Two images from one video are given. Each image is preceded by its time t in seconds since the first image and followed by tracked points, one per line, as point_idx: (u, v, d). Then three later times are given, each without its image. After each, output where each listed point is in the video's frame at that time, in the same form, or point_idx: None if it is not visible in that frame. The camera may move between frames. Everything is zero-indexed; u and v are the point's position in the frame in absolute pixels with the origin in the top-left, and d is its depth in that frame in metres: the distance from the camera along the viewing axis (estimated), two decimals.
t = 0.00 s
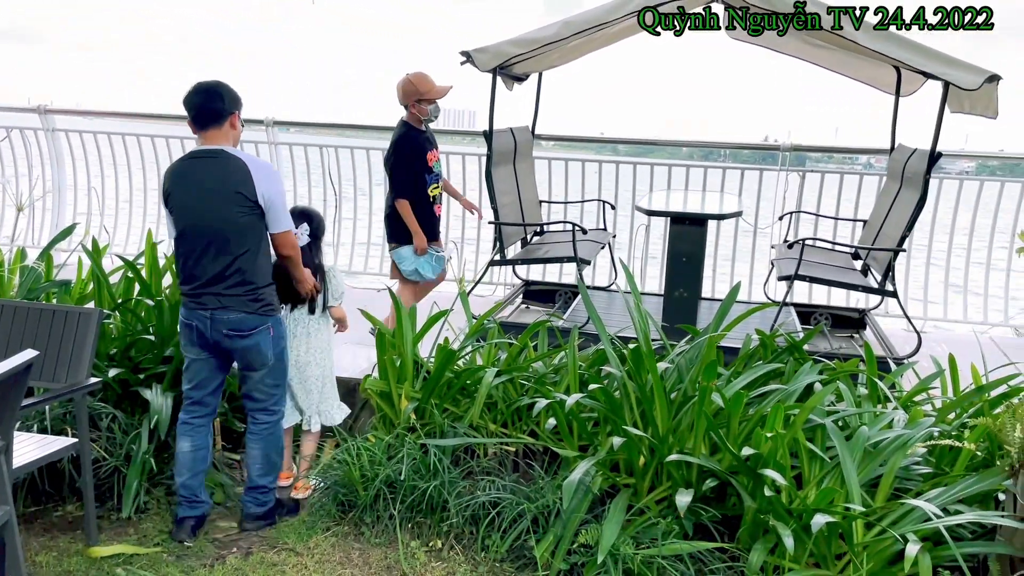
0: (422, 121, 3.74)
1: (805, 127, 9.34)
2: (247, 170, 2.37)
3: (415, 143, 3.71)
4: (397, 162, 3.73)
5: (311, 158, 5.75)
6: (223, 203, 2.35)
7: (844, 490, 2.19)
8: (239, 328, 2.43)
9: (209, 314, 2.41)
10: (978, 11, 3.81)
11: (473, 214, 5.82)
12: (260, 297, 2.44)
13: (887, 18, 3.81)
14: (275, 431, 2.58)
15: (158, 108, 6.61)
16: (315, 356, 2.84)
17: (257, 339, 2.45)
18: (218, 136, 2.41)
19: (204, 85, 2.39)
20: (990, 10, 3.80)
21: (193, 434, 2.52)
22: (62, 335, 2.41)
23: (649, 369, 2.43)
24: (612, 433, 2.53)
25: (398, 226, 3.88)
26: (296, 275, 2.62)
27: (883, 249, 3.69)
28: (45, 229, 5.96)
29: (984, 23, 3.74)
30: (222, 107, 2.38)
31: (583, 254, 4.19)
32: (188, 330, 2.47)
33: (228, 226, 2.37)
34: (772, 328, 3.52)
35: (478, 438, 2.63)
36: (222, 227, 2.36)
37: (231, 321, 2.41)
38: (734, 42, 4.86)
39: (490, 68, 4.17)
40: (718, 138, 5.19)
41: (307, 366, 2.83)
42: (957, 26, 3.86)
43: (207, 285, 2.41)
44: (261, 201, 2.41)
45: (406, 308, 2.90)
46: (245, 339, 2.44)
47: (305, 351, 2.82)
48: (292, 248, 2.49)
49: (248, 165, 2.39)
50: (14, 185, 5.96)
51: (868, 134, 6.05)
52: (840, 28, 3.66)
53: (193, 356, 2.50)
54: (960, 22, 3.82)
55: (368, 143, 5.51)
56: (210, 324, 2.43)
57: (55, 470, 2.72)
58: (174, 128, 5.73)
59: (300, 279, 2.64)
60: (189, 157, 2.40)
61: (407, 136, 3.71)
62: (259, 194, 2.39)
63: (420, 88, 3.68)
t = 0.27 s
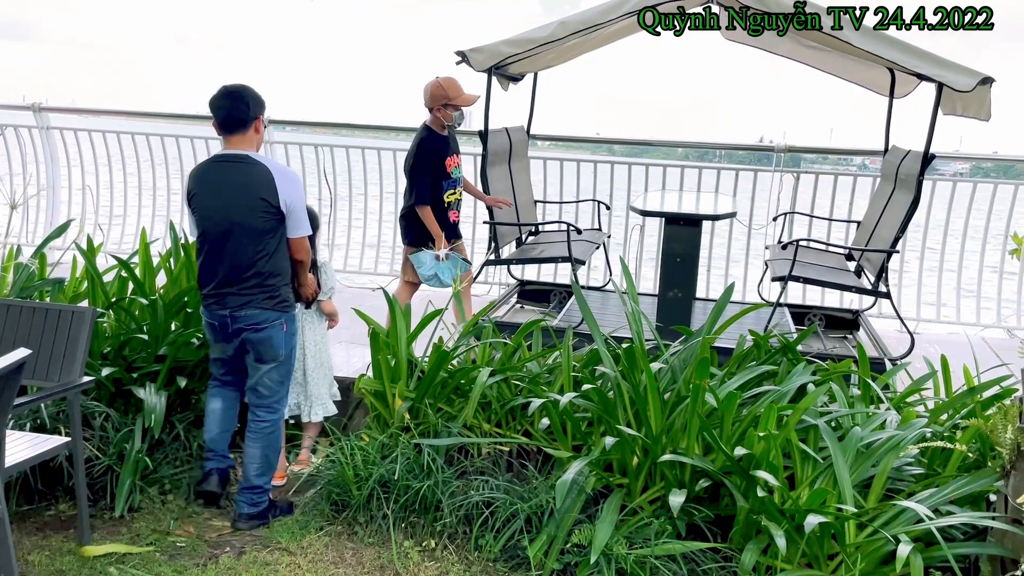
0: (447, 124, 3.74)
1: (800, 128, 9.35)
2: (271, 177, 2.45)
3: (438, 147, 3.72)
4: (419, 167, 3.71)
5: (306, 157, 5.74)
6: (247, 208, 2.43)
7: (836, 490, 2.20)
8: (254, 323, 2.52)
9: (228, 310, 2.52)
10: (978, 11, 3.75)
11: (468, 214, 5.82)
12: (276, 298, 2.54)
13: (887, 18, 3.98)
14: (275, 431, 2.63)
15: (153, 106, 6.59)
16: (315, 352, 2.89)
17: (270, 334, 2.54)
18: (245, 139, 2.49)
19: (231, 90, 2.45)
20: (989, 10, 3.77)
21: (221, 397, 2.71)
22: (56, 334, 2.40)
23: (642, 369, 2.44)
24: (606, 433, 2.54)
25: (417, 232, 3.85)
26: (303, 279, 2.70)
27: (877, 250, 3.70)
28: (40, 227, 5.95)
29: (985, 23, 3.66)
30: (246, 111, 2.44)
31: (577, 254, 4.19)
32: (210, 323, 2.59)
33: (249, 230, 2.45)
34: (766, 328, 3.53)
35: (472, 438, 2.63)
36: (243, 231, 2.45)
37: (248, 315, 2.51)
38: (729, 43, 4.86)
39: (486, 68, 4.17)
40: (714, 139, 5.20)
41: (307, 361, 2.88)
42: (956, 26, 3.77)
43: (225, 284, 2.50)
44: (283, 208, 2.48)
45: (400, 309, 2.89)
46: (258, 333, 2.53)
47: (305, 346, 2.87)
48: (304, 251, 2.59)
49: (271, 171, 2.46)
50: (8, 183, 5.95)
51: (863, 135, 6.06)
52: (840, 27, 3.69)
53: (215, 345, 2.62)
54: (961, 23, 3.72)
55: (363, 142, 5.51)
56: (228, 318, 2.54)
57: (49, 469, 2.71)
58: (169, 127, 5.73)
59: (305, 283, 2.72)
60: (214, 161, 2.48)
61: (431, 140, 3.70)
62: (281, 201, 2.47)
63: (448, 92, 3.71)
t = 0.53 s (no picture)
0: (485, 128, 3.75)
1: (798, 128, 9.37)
2: (271, 171, 2.47)
3: (477, 149, 3.71)
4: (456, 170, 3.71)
5: (304, 156, 5.74)
6: (248, 203, 2.46)
7: (833, 493, 2.20)
8: (253, 315, 2.52)
9: (230, 303, 2.53)
10: (978, 11, 3.76)
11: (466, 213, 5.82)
12: (273, 292, 2.53)
13: (887, 18, 3.99)
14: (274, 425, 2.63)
15: (151, 103, 6.59)
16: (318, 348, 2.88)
17: (268, 327, 2.53)
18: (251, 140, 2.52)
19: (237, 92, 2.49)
20: (990, 10, 3.77)
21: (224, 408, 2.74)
22: (51, 333, 2.39)
23: (640, 370, 2.44)
24: (603, 435, 2.53)
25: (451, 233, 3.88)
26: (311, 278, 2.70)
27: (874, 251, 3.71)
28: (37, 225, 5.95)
29: (985, 23, 3.66)
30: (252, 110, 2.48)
31: (575, 255, 4.19)
32: (214, 316, 2.61)
33: (249, 226, 2.47)
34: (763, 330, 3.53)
35: (469, 439, 2.63)
36: (243, 225, 2.47)
37: (247, 307, 2.52)
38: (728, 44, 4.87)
39: (484, 68, 4.16)
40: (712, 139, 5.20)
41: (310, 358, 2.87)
42: (956, 26, 3.80)
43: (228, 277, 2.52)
44: (283, 202, 2.50)
45: (397, 310, 2.89)
46: (256, 326, 2.53)
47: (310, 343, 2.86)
48: (307, 248, 2.60)
49: (271, 168, 2.49)
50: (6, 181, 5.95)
51: (860, 136, 6.07)
52: (840, 27, 3.70)
53: (219, 338, 2.65)
54: (961, 22, 3.74)
55: (362, 141, 5.51)
56: (229, 311, 2.55)
57: (44, 469, 2.70)
58: (167, 125, 5.73)
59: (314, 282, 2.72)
60: (219, 158, 2.51)
61: (468, 143, 3.70)
62: (281, 195, 2.49)
63: (494, 95, 3.72)
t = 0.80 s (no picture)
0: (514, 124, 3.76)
1: (797, 128, 9.37)
2: (268, 161, 2.60)
3: (505, 145, 3.72)
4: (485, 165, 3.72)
5: (303, 154, 5.74)
6: (246, 191, 2.57)
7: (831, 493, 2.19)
8: (255, 307, 2.62)
9: (230, 293, 2.63)
10: (978, 11, 3.77)
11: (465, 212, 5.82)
12: (272, 281, 2.62)
13: (887, 18, 3.99)
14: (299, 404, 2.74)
15: (149, 101, 6.58)
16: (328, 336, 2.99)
17: (273, 317, 2.64)
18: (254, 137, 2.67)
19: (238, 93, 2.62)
20: (989, 10, 3.77)
21: (225, 401, 2.77)
22: (48, 330, 2.38)
23: (638, 369, 2.43)
24: (601, 434, 2.53)
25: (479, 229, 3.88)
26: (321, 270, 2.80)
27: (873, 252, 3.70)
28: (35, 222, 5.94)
29: (985, 23, 3.66)
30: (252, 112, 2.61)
31: (574, 254, 4.19)
32: (218, 307, 2.72)
33: (250, 214, 2.59)
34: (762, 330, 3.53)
35: (467, 437, 2.63)
36: (243, 213, 2.59)
37: (247, 299, 2.62)
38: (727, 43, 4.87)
39: (483, 67, 4.16)
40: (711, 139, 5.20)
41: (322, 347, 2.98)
42: (956, 26, 3.81)
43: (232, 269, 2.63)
44: (279, 191, 2.62)
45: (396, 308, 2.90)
46: (262, 317, 2.63)
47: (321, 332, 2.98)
48: (308, 236, 2.70)
49: (269, 157, 2.62)
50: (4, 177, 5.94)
51: (859, 137, 6.08)
52: (840, 27, 3.70)
53: (224, 329, 2.76)
54: (961, 22, 3.75)
55: (360, 139, 5.50)
56: (232, 303, 2.65)
57: (41, 465, 2.70)
58: (166, 122, 5.72)
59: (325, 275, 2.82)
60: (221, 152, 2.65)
61: (498, 138, 3.70)
62: (278, 184, 2.61)
63: (526, 92, 3.73)
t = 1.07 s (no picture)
0: (545, 123, 3.74)
1: (796, 129, 9.37)
2: (295, 166, 2.69)
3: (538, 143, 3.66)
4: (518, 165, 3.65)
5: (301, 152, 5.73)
6: (272, 195, 2.67)
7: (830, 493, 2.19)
8: (275, 307, 2.72)
9: (250, 293, 2.72)
10: (978, 11, 3.77)
11: (464, 211, 5.82)
12: (293, 282, 2.72)
13: (887, 18, 3.99)
14: (313, 402, 2.85)
15: (147, 98, 6.57)
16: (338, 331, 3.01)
17: (291, 318, 2.74)
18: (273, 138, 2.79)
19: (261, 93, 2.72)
20: (989, 11, 3.77)
21: (236, 392, 2.85)
22: (47, 326, 2.38)
23: (637, 368, 2.43)
24: (600, 433, 2.53)
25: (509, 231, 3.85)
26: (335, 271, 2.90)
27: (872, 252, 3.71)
28: (32, 218, 5.93)
29: (985, 23, 3.67)
30: (276, 114, 2.71)
31: (573, 253, 4.19)
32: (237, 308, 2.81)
33: (274, 215, 2.68)
34: (761, 330, 3.53)
35: (466, 436, 2.62)
36: (268, 216, 2.68)
37: (267, 300, 2.71)
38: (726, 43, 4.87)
39: (483, 65, 4.16)
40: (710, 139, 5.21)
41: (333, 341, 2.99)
42: (956, 26, 3.81)
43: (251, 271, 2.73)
44: (303, 195, 2.72)
45: (395, 307, 2.89)
46: (279, 317, 2.73)
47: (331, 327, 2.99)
48: (327, 240, 2.81)
49: (294, 162, 2.71)
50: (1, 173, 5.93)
51: (858, 138, 6.09)
52: (840, 27, 3.71)
53: (241, 327, 2.84)
54: (961, 22, 3.75)
55: (359, 138, 5.50)
56: (252, 302, 2.75)
57: (39, 462, 2.69)
58: (165, 119, 5.71)
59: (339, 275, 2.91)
60: (246, 153, 2.74)
61: (532, 136, 3.64)
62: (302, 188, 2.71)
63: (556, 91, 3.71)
